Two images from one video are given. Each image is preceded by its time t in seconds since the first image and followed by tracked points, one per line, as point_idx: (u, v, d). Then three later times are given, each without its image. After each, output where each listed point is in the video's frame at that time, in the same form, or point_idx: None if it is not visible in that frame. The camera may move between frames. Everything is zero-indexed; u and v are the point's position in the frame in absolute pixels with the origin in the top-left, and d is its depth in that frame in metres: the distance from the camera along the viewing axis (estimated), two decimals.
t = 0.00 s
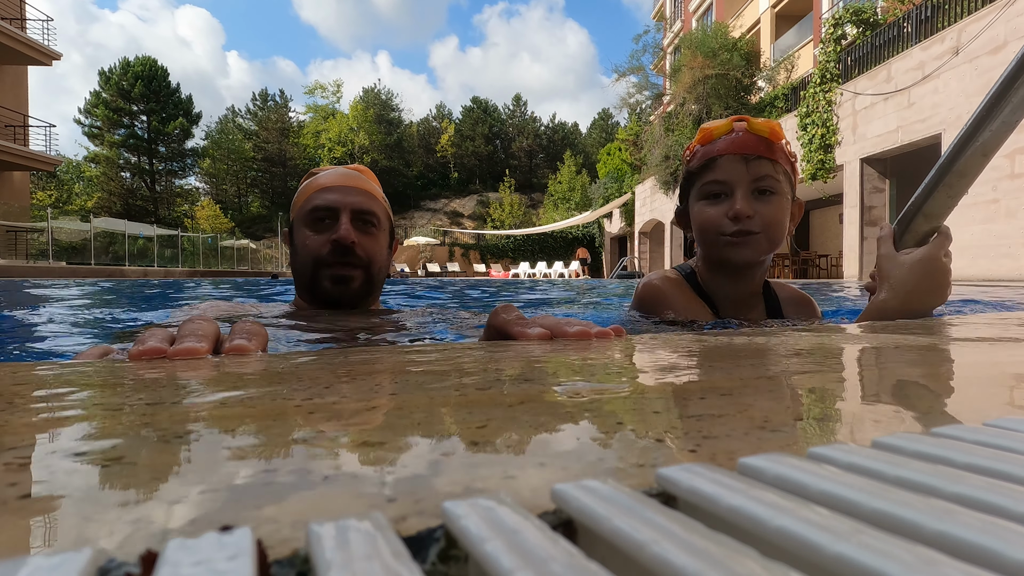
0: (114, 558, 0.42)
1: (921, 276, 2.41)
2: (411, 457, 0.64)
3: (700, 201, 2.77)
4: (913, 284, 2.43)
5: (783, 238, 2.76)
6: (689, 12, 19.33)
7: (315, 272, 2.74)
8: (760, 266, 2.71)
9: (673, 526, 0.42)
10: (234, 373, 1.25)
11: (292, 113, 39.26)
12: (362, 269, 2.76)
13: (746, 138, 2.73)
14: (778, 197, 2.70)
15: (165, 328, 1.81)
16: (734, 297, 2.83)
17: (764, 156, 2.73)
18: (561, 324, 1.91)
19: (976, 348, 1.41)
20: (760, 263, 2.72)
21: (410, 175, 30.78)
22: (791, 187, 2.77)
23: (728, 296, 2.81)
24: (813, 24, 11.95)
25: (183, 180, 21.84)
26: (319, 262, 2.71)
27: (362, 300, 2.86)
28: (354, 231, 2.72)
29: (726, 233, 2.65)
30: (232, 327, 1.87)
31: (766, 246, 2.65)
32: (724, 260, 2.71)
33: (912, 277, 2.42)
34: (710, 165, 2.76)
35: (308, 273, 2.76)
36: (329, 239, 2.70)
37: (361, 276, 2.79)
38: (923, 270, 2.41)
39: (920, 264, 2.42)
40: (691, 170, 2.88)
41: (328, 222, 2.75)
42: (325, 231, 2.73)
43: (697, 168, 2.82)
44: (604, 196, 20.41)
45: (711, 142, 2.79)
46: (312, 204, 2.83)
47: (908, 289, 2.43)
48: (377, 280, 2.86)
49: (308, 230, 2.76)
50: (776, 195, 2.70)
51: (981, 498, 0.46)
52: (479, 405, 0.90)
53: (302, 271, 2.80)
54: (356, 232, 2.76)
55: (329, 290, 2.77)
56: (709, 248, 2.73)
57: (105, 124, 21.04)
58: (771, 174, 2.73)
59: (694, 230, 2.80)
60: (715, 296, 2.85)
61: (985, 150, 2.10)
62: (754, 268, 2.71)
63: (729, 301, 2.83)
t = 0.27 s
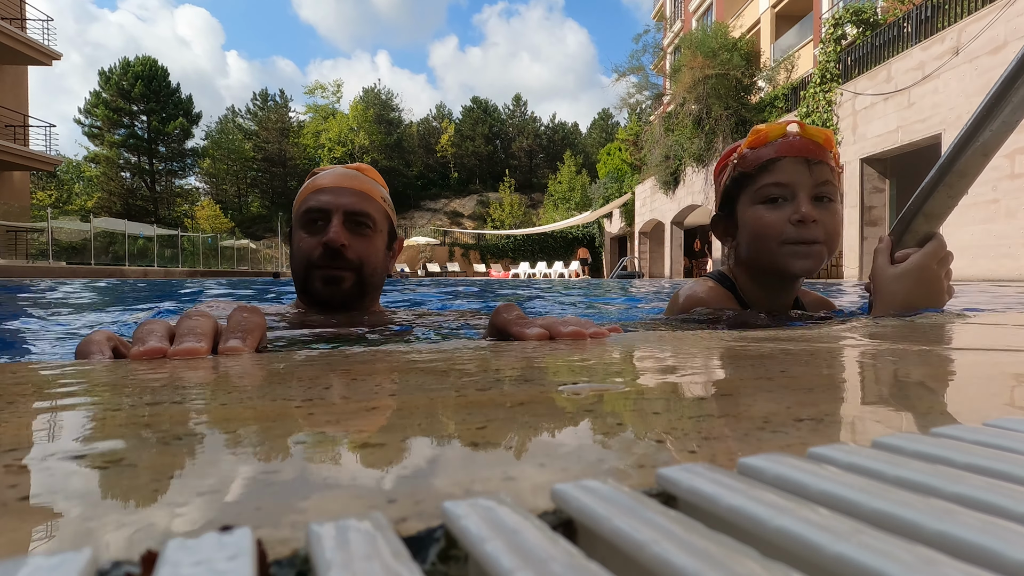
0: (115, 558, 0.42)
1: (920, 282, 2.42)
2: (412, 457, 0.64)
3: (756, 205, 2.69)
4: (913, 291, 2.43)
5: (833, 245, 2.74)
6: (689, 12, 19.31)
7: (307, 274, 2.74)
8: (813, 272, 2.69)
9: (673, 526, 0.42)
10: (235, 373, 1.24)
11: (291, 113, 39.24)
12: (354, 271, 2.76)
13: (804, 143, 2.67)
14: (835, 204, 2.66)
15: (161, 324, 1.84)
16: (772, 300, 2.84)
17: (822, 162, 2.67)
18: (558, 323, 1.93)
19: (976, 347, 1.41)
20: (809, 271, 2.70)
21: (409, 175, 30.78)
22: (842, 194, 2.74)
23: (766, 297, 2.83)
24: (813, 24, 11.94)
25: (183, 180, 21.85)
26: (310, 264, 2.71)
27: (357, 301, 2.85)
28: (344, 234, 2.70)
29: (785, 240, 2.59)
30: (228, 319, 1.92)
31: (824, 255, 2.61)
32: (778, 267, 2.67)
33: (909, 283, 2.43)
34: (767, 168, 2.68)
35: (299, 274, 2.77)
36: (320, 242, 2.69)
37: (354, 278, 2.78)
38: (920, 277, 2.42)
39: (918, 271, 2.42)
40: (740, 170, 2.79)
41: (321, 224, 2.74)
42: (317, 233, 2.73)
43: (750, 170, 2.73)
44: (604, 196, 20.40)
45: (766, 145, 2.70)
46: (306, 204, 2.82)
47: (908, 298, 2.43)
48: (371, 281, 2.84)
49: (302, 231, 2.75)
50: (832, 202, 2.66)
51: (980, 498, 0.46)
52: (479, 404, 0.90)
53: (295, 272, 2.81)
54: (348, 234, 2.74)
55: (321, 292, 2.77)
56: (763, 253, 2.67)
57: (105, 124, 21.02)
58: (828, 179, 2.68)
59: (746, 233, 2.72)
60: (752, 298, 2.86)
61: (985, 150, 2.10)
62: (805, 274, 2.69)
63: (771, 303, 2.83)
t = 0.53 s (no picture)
0: (114, 559, 0.42)
1: (920, 286, 2.35)
2: (413, 458, 0.64)
3: (843, 211, 2.51)
4: (913, 294, 2.35)
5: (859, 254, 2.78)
6: (689, 12, 19.29)
7: (310, 278, 2.75)
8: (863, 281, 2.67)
9: (673, 526, 0.42)
10: (234, 374, 1.24)
11: (291, 113, 39.23)
12: (357, 276, 2.77)
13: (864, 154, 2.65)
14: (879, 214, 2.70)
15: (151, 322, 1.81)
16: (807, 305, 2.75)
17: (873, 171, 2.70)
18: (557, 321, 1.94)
19: (978, 348, 1.41)
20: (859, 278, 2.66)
21: (409, 175, 30.80)
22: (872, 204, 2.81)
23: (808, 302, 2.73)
24: (813, 24, 11.94)
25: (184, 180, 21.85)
26: (313, 269, 2.72)
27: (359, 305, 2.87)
28: (348, 239, 2.71)
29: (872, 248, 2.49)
30: (219, 312, 1.90)
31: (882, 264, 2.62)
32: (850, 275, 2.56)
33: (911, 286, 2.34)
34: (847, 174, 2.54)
35: (303, 278, 2.78)
36: (324, 246, 2.70)
37: (357, 283, 2.79)
38: (921, 281, 2.34)
39: (919, 275, 2.34)
40: (817, 173, 2.57)
41: (324, 227, 2.75)
42: (320, 237, 2.73)
43: (833, 174, 2.54)
44: (604, 196, 20.42)
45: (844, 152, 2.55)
46: (307, 206, 2.81)
47: (907, 302, 2.35)
48: (374, 286, 2.86)
49: (304, 235, 2.75)
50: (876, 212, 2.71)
51: (981, 498, 0.46)
52: (480, 406, 0.90)
53: (297, 276, 2.82)
54: (352, 238, 2.75)
55: (326, 296, 2.78)
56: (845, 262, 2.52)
57: (104, 124, 21.02)
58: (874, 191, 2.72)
59: (829, 240, 2.51)
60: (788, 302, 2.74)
61: (985, 150, 2.11)
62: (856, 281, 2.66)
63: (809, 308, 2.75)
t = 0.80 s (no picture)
0: (115, 560, 0.42)
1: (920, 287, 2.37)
2: (413, 458, 0.64)
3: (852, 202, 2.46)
4: (913, 294, 2.37)
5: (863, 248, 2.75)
6: (689, 12, 19.28)
7: (321, 281, 2.76)
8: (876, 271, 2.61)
9: (673, 526, 0.42)
10: (234, 375, 1.24)
11: (291, 113, 39.24)
12: (368, 278, 2.80)
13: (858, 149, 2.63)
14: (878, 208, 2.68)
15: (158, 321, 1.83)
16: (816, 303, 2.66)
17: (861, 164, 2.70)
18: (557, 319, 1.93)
19: (978, 348, 1.41)
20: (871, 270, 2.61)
21: (409, 174, 30.79)
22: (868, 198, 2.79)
23: (818, 299, 2.63)
24: (813, 24, 11.94)
25: (184, 181, 21.85)
26: (324, 272, 2.73)
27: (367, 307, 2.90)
28: (360, 239, 2.73)
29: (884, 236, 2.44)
30: (220, 312, 1.90)
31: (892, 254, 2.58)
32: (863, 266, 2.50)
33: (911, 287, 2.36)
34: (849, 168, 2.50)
35: (312, 281, 2.78)
36: (335, 249, 2.71)
37: (367, 284, 2.82)
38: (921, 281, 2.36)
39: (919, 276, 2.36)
40: (821, 168, 2.52)
41: (333, 230, 2.75)
42: (330, 240, 2.74)
43: (835, 168, 2.50)
44: (604, 196, 20.42)
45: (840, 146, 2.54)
46: (314, 208, 2.81)
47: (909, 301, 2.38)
48: (383, 287, 2.90)
49: (312, 237, 2.76)
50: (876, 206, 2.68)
51: (981, 498, 0.46)
52: (480, 406, 0.90)
53: (305, 279, 2.82)
54: (362, 240, 2.77)
55: (337, 299, 2.79)
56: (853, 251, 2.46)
57: (105, 124, 21.02)
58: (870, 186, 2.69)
59: (845, 234, 2.44)
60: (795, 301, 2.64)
61: (986, 150, 2.12)
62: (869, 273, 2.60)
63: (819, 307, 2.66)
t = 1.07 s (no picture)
0: (116, 559, 0.42)
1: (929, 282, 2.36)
2: (413, 458, 0.64)
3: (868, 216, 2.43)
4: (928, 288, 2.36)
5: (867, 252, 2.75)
6: (689, 12, 19.28)
7: (346, 281, 2.70)
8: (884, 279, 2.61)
9: (673, 526, 0.42)
10: (234, 375, 1.24)
11: (291, 113, 39.23)
12: (391, 275, 2.78)
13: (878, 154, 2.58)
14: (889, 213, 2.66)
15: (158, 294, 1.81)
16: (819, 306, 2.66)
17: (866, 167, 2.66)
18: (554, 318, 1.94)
19: (978, 348, 1.41)
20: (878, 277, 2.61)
21: (409, 174, 30.79)
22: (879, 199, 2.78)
23: (820, 301, 2.64)
24: (813, 25, 11.95)
25: (184, 181, 21.85)
26: (351, 269, 2.68)
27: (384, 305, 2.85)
28: (386, 235, 2.70)
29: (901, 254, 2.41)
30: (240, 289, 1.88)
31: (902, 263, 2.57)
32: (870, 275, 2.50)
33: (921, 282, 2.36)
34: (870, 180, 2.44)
35: (336, 282, 2.71)
36: (362, 246, 2.66)
37: (390, 281, 2.79)
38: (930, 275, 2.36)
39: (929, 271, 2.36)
40: (845, 179, 2.43)
41: (357, 228, 2.69)
42: (355, 237, 2.68)
43: (859, 180, 2.43)
44: (604, 196, 20.42)
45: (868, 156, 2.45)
46: (332, 208, 2.72)
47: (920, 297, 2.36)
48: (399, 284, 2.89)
49: (334, 236, 2.68)
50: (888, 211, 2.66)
51: (981, 498, 0.46)
52: (480, 406, 0.90)
53: (324, 279, 2.72)
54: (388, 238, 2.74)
55: (363, 298, 2.74)
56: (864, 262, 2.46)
57: (105, 124, 21.02)
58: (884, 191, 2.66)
59: (858, 247, 2.44)
60: (798, 302, 2.65)
61: (987, 149, 2.11)
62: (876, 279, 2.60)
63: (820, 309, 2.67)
